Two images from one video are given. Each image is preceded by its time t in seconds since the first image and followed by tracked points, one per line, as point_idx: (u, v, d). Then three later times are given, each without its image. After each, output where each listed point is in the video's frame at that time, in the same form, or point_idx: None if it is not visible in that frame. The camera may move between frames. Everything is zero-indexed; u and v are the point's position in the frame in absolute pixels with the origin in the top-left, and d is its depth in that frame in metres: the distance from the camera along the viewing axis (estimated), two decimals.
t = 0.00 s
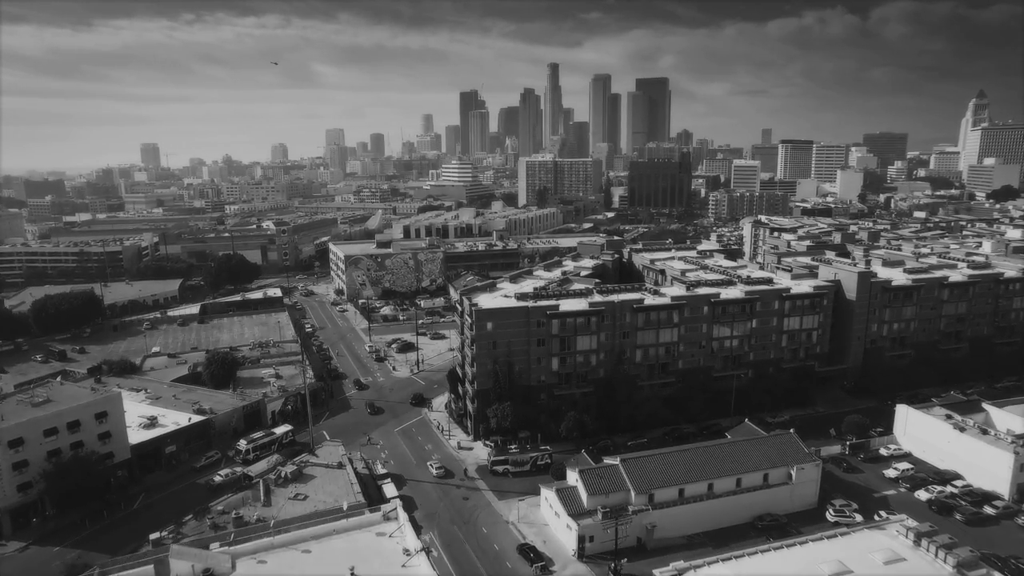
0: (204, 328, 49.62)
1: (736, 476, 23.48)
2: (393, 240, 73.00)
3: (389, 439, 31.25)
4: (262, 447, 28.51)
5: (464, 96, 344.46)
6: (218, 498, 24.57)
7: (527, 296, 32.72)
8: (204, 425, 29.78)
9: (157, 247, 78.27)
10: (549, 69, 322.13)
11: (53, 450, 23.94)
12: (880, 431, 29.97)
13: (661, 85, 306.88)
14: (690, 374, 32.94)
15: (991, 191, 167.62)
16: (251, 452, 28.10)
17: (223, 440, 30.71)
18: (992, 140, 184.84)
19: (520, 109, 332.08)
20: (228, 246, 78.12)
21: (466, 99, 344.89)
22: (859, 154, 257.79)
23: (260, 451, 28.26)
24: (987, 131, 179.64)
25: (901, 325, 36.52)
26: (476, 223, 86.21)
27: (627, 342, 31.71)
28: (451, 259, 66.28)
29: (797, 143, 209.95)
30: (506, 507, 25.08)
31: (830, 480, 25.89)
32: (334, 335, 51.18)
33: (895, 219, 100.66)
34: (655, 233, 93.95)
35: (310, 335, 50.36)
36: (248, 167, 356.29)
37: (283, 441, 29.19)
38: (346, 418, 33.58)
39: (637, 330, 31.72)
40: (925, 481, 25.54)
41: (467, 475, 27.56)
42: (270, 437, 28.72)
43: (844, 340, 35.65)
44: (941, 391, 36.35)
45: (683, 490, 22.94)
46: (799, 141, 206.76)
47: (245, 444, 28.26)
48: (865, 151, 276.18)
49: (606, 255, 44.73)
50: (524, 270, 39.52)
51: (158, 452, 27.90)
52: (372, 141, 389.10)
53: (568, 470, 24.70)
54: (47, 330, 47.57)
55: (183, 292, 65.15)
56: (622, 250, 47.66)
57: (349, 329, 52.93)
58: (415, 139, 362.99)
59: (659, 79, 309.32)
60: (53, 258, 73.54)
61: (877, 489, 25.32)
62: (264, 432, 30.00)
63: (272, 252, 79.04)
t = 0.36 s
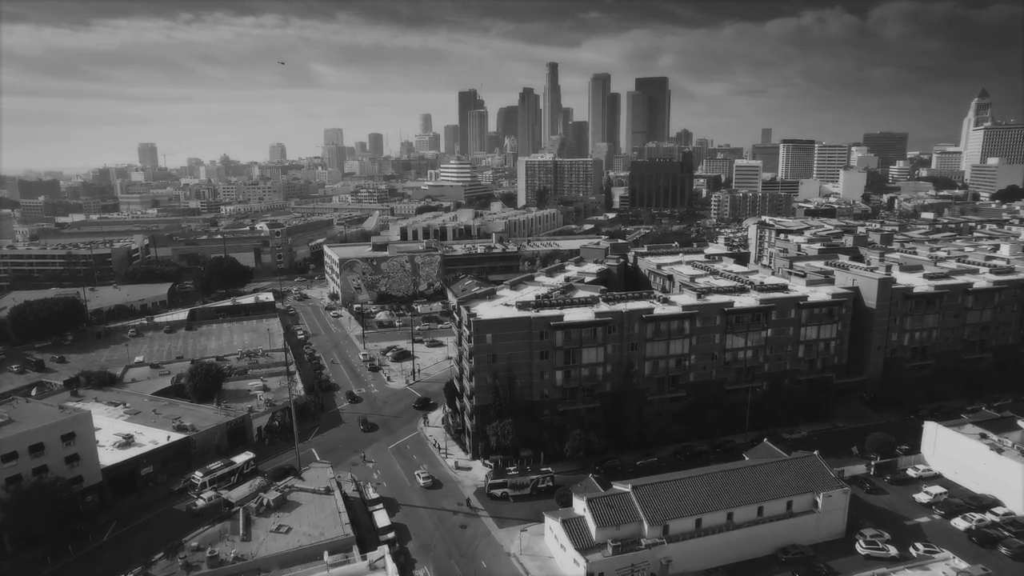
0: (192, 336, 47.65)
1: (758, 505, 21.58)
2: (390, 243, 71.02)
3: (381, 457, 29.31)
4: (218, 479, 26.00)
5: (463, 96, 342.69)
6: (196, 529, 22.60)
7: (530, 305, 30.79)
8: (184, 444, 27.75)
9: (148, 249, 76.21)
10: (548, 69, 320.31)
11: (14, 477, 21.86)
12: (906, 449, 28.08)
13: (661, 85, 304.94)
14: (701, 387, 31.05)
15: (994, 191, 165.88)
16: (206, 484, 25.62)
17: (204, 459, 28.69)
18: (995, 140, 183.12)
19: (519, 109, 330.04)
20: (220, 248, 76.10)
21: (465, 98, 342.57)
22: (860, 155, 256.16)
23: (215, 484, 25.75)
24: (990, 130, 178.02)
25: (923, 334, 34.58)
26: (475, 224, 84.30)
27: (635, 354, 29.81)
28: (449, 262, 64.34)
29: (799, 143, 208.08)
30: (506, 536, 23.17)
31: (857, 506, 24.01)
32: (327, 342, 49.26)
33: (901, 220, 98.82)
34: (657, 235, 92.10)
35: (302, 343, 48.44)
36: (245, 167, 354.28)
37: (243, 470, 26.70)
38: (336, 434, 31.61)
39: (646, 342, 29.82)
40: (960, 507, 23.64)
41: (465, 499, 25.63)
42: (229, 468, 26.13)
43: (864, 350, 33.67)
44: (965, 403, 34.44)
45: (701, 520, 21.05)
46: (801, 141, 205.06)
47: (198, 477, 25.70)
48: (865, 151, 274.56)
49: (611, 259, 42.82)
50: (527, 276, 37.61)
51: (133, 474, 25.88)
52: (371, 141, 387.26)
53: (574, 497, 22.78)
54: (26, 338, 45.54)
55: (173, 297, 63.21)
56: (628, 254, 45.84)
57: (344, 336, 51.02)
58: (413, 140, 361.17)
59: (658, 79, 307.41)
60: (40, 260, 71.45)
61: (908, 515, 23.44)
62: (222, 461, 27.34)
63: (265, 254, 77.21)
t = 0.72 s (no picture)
0: (177, 344, 45.41)
1: (787, 544, 19.37)
2: (386, 245, 68.83)
3: (372, 481, 27.10)
4: (156, 529, 22.46)
5: (462, 96, 340.71)
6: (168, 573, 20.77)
7: (533, 316, 28.59)
8: (158, 468, 25.42)
9: (137, 252, 73.91)
10: (547, 68, 318.24)
11: None
12: (941, 473, 25.89)
13: (661, 84, 302.70)
14: (717, 405, 28.90)
15: (999, 191, 163.88)
16: (140, 536, 21.97)
17: (180, 484, 26.34)
18: (999, 139, 181.17)
19: (519, 108, 327.77)
20: (211, 250, 73.86)
21: (464, 98, 340.32)
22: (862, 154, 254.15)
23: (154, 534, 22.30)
24: (995, 130, 176.06)
25: (951, 346, 32.38)
26: (474, 226, 82.15)
27: (646, 370, 27.65)
28: (447, 266, 62.16)
29: (801, 143, 205.95)
30: None
31: (895, 541, 21.79)
32: (319, 351, 47.07)
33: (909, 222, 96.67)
34: (660, 238, 90.05)
35: (293, 353, 46.23)
36: (243, 167, 352.42)
37: (187, 514, 23.47)
38: (324, 455, 29.38)
39: (658, 357, 27.66)
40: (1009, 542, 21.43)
41: (462, 531, 23.45)
42: (168, 514, 22.74)
43: (889, 363, 31.41)
44: (996, 420, 32.27)
45: (725, 562, 18.87)
46: (802, 140, 203.14)
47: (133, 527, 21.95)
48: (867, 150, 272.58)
49: (617, 264, 40.65)
50: (528, 282, 35.41)
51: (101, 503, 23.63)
52: (369, 141, 385.41)
53: (584, 533, 20.56)
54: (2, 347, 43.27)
55: (161, 301, 60.98)
56: (634, 258, 43.68)
57: (337, 344, 48.85)
58: (412, 140, 359.12)
59: (658, 78, 305.28)
60: (25, 263, 69.18)
61: (951, 552, 21.25)
62: (155, 506, 23.67)
63: (258, 257, 75.11)
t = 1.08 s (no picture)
0: (160, 354, 43.09)
1: None
2: (381, 248, 66.59)
3: (362, 509, 24.89)
4: None
5: (461, 95, 338.72)
6: None
7: (536, 330, 26.36)
8: (126, 499, 23.07)
9: (125, 255, 71.51)
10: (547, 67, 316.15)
11: None
12: (983, 501, 23.71)
13: (661, 84, 300.39)
14: (735, 425, 26.73)
15: (1004, 192, 161.89)
16: None
17: (151, 515, 24.07)
18: (1002, 139, 179.19)
19: (518, 108, 325.50)
20: (202, 253, 71.56)
21: (463, 98, 337.86)
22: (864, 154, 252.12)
23: None
24: (998, 129, 174.11)
25: (984, 359, 30.10)
26: (473, 228, 79.92)
27: (660, 389, 25.46)
28: (444, 270, 59.93)
29: (803, 143, 203.79)
30: None
31: None
32: (310, 361, 44.78)
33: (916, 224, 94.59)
34: (664, 240, 88.00)
35: (283, 363, 43.93)
36: (241, 167, 350.40)
37: None
38: (311, 480, 27.13)
39: (672, 374, 25.48)
40: None
41: (460, 570, 21.25)
42: None
43: (919, 379, 29.15)
44: None
45: None
46: (805, 140, 201.20)
47: None
48: (868, 151, 270.61)
49: (624, 270, 38.40)
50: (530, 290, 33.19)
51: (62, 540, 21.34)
52: (368, 141, 383.27)
53: None
54: None
55: (147, 307, 58.66)
56: (642, 264, 41.48)
57: (329, 353, 46.62)
58: (411, 139, 356.90)
59: (658, 77, 303.04)
60: (9, 267, 66.85)
61: None
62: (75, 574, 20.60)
63: (250, 260, 72.85)
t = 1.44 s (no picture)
0: (144, 364, 41.06)
1: None
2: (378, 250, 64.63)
3: (352, 539, 22.93)
4: None
5: (460, 95, 336.92)
6: None
7: (540, 344, 24.41)
8: (93, 532, 20.99)
9: (114, 258, 69.45)
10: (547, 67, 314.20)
11: None
12: None
13: (662, 84, 298.39)
14: (755, 446, 24.78)
15: (1009, 193, 159.98)
16: None
17: (121, 549, 22.03)
18: (1007, 138, 177.28)
19: (518, 108, 323.46)
20: (193, 256, 69.47)
21: (462, 98, 335.75)
22: (866, 154, 250.15)
23: None
24: (1003, 129, 172.29)
25: (1020, 373, 28.03)
26: (472, 230, 77.98)
27: (674, 408, 23.54)
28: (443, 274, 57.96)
29: (806, 143, 201.89)
30: None
31: None
32: (302, 370, 42.81)
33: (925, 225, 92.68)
34: (668, 243, 86.09)
35: (273, 374, 41.92)
36: (239, 167, 348.55)
37: None
38: (297, 505, 25.14)
39: (688, 393, 23.54)
40: None
41: None
42: None
43: (951, 395, 27.10)
44: None
45: None
46: (807, 140, 199.26)
47: None
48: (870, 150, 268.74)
49: (631, 277, 36.39)
50: (533, 299, 31.21)
51: None
52: (367, 141, 381.42)
53: None
54: None
55: (135, 311, 56.64)
56: (650, 269, 39.48)
57: (322, 362, 44.63)
58: (410, 139, 354.92)
59: (659, 77, 301.08)
60: None
61: None
62: None
63: (243, 263, 70.89)
